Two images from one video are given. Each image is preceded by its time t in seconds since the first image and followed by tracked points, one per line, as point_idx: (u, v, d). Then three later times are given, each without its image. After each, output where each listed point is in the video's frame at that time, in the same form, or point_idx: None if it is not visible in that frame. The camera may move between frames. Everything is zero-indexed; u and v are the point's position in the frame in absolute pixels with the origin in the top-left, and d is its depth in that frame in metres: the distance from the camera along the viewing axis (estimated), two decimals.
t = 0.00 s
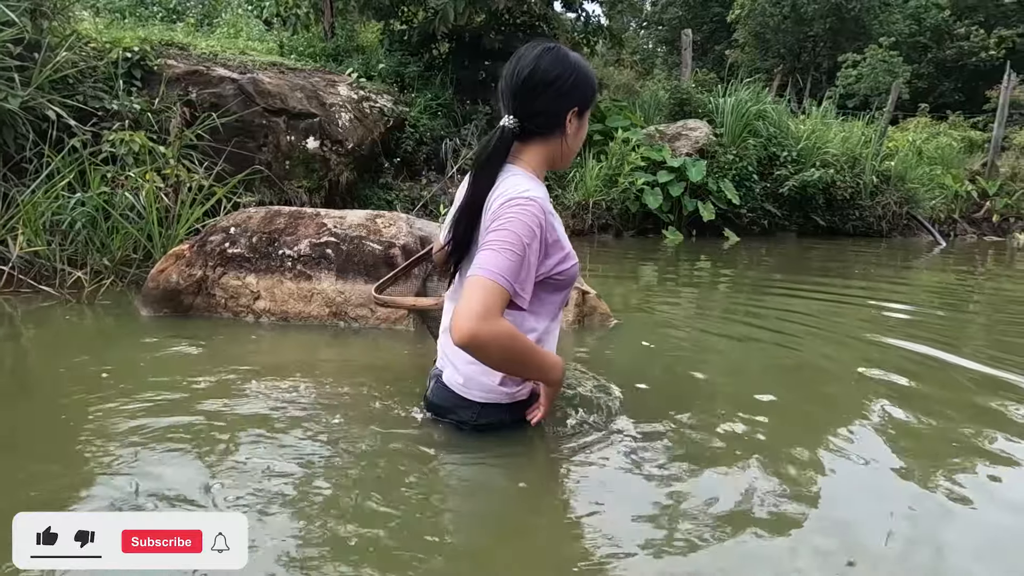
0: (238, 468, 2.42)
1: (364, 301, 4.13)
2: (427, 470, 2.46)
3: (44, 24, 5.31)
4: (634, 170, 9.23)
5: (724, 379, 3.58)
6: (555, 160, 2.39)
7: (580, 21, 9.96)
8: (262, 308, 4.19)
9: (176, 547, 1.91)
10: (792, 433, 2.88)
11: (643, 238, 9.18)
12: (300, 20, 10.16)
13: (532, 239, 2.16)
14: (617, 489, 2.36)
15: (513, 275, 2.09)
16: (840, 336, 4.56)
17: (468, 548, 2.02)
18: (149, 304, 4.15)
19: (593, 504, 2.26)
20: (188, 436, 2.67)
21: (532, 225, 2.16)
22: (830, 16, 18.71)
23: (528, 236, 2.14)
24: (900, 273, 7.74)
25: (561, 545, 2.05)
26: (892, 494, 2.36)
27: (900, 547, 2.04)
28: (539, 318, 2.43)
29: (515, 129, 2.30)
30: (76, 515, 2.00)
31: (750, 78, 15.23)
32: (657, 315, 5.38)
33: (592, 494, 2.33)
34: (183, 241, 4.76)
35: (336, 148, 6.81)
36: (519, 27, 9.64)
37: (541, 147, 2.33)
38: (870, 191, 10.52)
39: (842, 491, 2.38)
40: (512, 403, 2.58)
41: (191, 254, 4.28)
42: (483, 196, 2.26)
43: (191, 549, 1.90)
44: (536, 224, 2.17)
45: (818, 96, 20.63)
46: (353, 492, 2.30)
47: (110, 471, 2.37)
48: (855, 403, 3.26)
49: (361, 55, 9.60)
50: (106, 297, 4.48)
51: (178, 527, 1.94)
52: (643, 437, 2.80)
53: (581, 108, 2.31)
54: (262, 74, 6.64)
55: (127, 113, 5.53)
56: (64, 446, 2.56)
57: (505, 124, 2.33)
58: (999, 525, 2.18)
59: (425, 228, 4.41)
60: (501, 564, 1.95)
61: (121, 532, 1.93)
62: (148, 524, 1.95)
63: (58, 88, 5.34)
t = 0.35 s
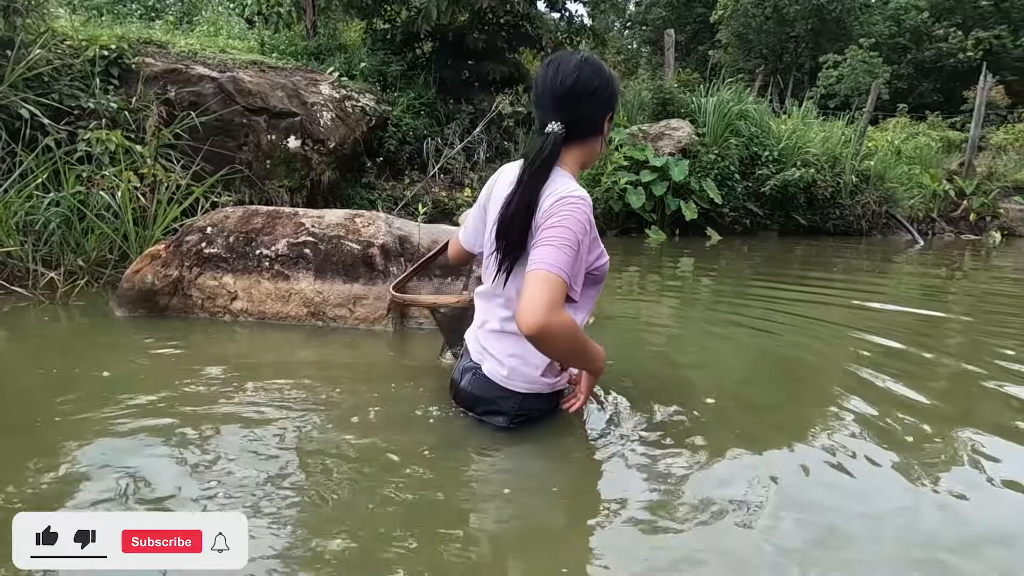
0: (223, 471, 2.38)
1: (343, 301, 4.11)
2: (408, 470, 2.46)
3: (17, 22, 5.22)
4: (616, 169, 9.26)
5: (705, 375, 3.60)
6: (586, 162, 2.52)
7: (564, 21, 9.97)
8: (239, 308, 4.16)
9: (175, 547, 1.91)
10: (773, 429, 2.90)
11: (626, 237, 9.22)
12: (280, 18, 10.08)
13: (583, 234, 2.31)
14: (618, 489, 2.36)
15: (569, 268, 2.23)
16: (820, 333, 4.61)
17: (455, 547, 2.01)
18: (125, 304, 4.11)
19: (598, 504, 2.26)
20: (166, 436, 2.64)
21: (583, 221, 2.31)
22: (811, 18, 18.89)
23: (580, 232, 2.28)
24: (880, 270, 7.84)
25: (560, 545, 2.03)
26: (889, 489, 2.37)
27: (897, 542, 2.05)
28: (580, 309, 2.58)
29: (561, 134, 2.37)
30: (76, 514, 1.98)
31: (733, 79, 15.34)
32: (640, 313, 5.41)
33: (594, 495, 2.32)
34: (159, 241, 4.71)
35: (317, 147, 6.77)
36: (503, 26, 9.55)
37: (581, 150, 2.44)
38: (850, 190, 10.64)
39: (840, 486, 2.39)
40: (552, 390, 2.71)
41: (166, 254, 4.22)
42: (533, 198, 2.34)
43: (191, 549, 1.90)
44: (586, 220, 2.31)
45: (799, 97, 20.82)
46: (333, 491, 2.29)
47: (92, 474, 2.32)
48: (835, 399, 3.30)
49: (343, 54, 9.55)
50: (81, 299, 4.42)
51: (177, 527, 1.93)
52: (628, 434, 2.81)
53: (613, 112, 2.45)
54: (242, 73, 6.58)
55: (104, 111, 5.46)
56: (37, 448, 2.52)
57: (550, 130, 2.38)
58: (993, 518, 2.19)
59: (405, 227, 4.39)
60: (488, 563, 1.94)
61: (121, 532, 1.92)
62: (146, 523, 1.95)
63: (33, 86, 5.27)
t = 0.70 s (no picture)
0: (203, 473, 2.35)
1: (319, 301, 4.10)
2: (383, 472, 2.44)
3: None
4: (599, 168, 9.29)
5: (683, 373, 3.62)
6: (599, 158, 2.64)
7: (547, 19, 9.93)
8: (215, 308, 4.13)
9: (176, 547, 1.90)
10: (753, 428, 2.91)
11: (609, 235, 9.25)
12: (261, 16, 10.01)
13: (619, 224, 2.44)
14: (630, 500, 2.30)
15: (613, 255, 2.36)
16: (799, 330, 4.64)
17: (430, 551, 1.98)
18: (98, 304, 4.07)
19: (614, 516, 2.19)
20: (138, 438, 2.61)
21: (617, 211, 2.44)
22: (793, 18, 19.04)
23: (617, 221, 2.42)
24: (859, 268, 7.93)
25: (568, 557, 1.97)
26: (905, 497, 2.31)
27: (916, 552, 2.00)
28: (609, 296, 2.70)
29: (584, 134, 2.48)
30: (75, 515, 1.99)
31: (715, 79, 15.45)
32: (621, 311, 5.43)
33: (604, 506, 2.26)
34: (133, 241, 4.66)
35: (298, 146, 6.73)
36: (486, 25, 9.52)
37: (598, 148, 2.56)
38: (830, 189, 10.76)
39: (854, 494, 2.33)
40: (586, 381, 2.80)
41: (141, 254, 4.18)
42: (567, 196, 2.42)
43: (191, 549, 1.89)
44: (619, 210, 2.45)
45: (780, 96, 21.00)
46: (305, 492, 2.26)
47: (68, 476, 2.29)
48: (812, 396, 3.32)
49: (324, 53, 9.50)
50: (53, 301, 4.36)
51: (177, 526, 1.92)
52: (610, 435, 2.79)
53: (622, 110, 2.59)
54: (221, 71, 6.52)
55: (79, 110, 5.40)
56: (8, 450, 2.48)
57: (572, 131, 2.48)
58: (980, 516, 2.20)
59: (383, 226, 4.36)
60: (466, 562, 1.93)
61: (121, 532, 1.91)
62: (146, 523, 1.94)
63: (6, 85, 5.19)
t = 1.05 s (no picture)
0: (175, 472, 2.30)
1: (293, 299, 4.07)
2: (356, 470, 2.41)
3: None
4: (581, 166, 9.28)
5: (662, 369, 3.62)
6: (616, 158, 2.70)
7: (529, 17, 9.92)
8: (187, 308, 4.09)
9: (175, 548, 1.85)
10: (733, 424, 2.89)
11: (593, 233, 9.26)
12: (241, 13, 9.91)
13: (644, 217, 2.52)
14: (647, 503, 2.22)
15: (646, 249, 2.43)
16: (778, 325, 4.66)
17: (407, 551, 1.93)
18: (67, 305, 4.01)
19: (594, 510, 2.17)
20: (110, 438, 2.55)
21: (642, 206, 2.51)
22: (775, 16, 19.16)
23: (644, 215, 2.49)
24: (839, 263, 7.99)
25: (576, 563, 1.87)
26: (934, 501, 2.22)
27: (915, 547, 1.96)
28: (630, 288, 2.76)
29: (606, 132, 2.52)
30: (74, 514, 1.92)
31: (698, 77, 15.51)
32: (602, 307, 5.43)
33: (585, 500, 2.23)
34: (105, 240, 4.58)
35: (278, 144, 6.67)
36: (469, 22, 9.46)
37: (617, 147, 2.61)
38: (811, 186, 10.84)
39: (866, 494, 2.27)
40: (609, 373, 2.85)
41: (112, 253, 4.13)
42: (592, 192, 2.47)
43: (191, 550, 1.84)
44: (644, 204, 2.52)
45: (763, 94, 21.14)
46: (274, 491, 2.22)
47: (62, 478, 2.23)
48: (788, 390, 3.32)
49: (305, 50, 9.42)
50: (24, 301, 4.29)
51: (177, 526, 1.87)
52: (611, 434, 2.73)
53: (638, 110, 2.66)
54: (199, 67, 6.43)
55: (52, 107, 5.32)
56: None
57: (594, 130, 2.52)
58: (964, 505, 2.20)
59: (359, 223, 4.34)
60: (439, 558, 1.90)
61: (120, 532, 1.85)
62: (147, 523, 1.89)
63: None
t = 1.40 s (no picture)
0: (147, 467, 2.26)
1: (263, 295, 4.03)
2: (328, 462, 2.37)
3: None
4: (563, 162, 9.28)
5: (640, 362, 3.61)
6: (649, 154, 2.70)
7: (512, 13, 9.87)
8: (155, 304, 4.04)
9: (175, 548, 1.81)
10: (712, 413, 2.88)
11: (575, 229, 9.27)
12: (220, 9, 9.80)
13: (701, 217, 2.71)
14: (642, 503, 2.13)
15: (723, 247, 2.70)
16: (757, 318, 4.68)
17: (379, 541, 1.90)
18: (32, 302, 3.95)
19: (578, 501, 2.14)
20: (76, 433, 2.50)
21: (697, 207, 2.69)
22: (758, 15, 19.25)
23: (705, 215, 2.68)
24: (819, 259, 8.04)
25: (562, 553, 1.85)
26: (941, 495, 2.17)
27: (901, 534, 1.96)
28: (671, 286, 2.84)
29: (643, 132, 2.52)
30: (73, 515, 1.90)
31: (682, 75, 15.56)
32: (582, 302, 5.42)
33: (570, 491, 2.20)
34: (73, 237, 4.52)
35: (256, 140, 6.60)
36: (451, 17, 9.36)
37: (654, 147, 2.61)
38: (791, 183, 10.91)
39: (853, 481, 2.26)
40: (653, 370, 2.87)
41: (78, 249, 4.06)
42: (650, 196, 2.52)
43: (191, 550, 1.81)
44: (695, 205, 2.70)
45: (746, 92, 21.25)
46: (237, 484, 2.17)
47: (43, 475, 2.17)
48: (763, 381, 3.30)
49: (285, 46, 9.34)
50: None
51: (177, 526, 1.84)
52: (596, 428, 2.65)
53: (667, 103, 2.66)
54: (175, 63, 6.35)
55: (22, 102, 5.23)
56: None
57: (632, 132, 2.52)
58: (947, 491, 2.20)
59: (331, 218, 4.31)
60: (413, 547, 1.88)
61: (122, 532, 1.83)
62: (148, 523, 1.86)
63: None
